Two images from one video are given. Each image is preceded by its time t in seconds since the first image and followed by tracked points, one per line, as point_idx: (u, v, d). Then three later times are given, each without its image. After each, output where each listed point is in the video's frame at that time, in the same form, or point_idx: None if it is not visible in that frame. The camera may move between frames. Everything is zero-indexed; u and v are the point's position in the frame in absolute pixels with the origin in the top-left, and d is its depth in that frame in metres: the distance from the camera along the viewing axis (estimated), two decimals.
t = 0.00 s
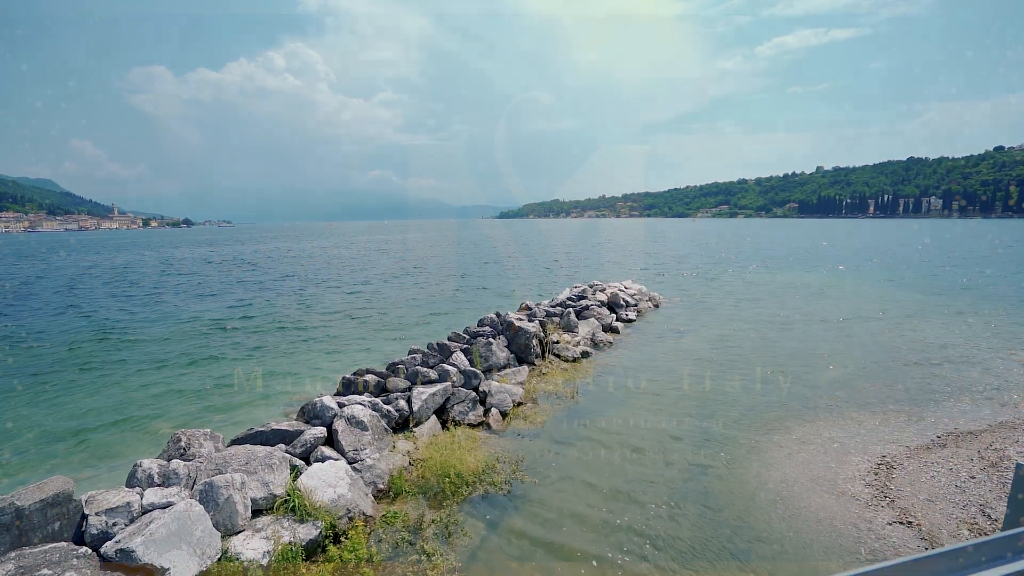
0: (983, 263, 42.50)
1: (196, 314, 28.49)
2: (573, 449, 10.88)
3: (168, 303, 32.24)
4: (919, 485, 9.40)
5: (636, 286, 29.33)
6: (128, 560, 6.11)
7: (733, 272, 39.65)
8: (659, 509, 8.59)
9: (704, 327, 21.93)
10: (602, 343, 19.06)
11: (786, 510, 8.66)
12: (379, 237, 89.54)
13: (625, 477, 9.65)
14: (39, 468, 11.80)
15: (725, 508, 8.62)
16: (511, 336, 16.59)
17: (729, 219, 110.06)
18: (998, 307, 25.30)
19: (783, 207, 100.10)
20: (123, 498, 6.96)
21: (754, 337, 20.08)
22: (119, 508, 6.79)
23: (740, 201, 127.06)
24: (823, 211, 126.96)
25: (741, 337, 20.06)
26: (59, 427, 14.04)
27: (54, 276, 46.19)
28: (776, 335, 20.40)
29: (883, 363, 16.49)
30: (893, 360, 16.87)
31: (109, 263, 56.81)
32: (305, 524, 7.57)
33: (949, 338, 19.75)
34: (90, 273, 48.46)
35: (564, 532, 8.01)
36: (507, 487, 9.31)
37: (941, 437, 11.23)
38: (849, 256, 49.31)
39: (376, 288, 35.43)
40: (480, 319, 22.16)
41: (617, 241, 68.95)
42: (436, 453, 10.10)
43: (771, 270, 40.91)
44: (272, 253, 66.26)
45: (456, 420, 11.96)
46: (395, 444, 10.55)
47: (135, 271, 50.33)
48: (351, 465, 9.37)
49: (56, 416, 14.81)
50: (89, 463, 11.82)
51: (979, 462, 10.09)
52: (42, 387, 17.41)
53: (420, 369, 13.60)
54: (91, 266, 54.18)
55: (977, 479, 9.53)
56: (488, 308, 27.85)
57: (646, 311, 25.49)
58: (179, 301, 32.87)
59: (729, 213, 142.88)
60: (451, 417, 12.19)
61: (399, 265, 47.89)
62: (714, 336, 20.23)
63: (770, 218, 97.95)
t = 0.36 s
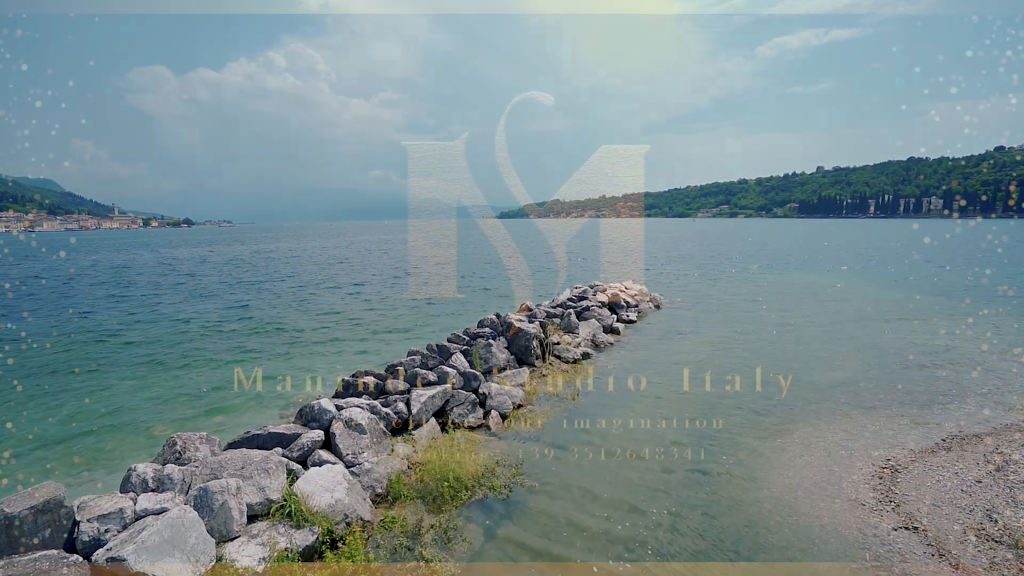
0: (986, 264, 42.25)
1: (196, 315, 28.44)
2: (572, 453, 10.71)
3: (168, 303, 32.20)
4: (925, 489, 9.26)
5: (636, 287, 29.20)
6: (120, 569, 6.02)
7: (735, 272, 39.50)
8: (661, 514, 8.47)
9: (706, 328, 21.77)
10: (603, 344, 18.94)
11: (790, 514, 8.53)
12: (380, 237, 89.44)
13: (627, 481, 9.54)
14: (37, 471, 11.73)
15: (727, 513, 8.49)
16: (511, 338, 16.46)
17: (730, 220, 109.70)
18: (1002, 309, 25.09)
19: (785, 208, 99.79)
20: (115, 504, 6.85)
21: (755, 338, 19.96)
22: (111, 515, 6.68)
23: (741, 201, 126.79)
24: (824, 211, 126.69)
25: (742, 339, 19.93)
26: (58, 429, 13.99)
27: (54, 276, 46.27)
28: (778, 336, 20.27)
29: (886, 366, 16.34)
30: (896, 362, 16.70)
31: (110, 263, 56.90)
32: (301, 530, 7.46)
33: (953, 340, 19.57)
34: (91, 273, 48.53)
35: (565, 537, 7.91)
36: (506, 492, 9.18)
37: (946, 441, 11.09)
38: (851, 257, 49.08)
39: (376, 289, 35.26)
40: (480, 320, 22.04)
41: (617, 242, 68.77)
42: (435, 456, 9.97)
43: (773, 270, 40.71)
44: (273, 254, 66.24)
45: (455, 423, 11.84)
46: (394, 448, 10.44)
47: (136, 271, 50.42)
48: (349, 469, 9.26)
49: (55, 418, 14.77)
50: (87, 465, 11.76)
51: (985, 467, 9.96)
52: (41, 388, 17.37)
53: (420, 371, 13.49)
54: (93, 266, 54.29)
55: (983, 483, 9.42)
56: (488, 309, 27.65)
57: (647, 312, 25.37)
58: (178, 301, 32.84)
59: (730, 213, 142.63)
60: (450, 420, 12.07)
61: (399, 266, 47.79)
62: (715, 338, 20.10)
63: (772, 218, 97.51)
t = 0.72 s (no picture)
0: (987, 265, 42.14)
1: (196, 314, 28.36)
2: (573, 455, 10.58)
3: (168, 303, 32.10)
4: (930, 494, 9.13)
5: (637, 287, 29.07)
6: None
7: (736, 273, 39.38)
8: (663, 520, 8.33)
9: (707, 329, 21.62)
10: (603, 345, 18.80)
11: (795, 519, 8.40)
12: (381, 236, 89.40)
13: (629, 485, 9.41)
14: (33, 474, 11.60)
15: (729, 519, 8.36)
16: (510, 340, 16.34)
17: (731, 219, 109.57)
18: (1005, 310, 24.96)
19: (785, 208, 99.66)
20: (107, 510, 6.72)
21: (757, 340, 19.83)
22: (102, 522, 6.55)
23: (742, 202, 126.77)
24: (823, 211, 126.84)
25: (743, 339, 19.81)
26: (55, 429, 13.92)
27: (54, 275, 46.20)
28: (780, 337, 20.13)
29: (889, 367, 16.21)
30: (900, 364, 16.56)
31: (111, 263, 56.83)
32: (297, 536, 7.34)
33: (956, 340, 19.42)
34: (91, 272, 48.43)
35: (565, 544, 7.77)
36: (506, 496, 9.05)
37: (951, 444, 10.95)
38: (852, 257, 49.00)
39: (376, 289, 35.16)
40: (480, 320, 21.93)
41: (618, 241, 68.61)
42: (433, 460, 9.84)
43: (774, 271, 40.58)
44: (274, 253, 66.19)
45: (454, 425, 11.71)
46: (392, 451, 10.31)
47: (137, 270, 50.37)
48: (346, 474, 9.12)
49: (53, 419, 14.68)
50: (84, 468, 11.68)
51: (992, 471, 9.83)
52: (39, 388, 17.31)
53: (418, 372, 13.37)
54: (94, 265, 54.23)
55: (990, 488, 9.30)
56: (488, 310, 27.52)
57: (647, 312, 25.25)
58: (178, 301, 32.78)
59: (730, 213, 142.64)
60: (449, 422, 11.95)
61: (399, 265, 47.65)
62: (717, 339, 19.97)
63: (772, 218, 97.46)
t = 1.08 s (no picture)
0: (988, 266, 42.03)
1: (195, 314, 28.30)
2: (573, 458, 10.46)
3: (168, 302, 32.03)
4: (935, 498, 9.05)
5: (637, 287, 28.99)
6: None
7: (736, 273, 39.29)
8: (665, 524, 8.21)
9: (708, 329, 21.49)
10: (604, 346, 18.70)
11: (799, 524, 8.29)
12: (380, 236, 89.28)
13: (630, 489, 9.28)
14: (29, 475, 11.53)
15: (733, 522, 8.27)
16: (510, 341, 16.24)
17: (731, 220, 109.47)
18: (1007, 310, 24.86)
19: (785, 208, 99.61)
20: (99, 516, 6.63)
21: (758, 340, 19.75)
22: (94, 528, 6.48)
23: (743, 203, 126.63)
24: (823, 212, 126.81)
25: (744, 340, 19.73)
26: (53, 429, 13.86)
27: (54, 275, 46.16)
28: (781, 338, 20.04)
29: (891, 368, 16.12)
30: (902, 365, 16.45)
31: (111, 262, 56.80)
32: (293, 542, 7.23)
33: (958, 341, 19.33)
34: (91, 272, 48.39)
35: (566, 550, 7.64)
36: (505, 500, 8.94)
37: (955, 447, 10.84)
38: (853, 257, 48.93)
39: (376, 289, 35.08)
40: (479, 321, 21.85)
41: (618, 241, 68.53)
42: (432, 463, 9.71)
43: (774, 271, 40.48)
44: (273, 253, 66.13)
45: (453, 427, 11.61)
46: (390, 454, 10.19)
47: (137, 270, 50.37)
48: (343, 477, 9.01)
49: (51, 418, 14.62)
50: (82, 468, 11.62)
51: (997, 475, 9.73)
52: (37, 387, 17.25)
53: (417, 374, 13.26)
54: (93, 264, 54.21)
55: (996, 493, 9.19)
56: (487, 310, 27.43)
57: (648, 313, 25.17)
58: (178, 300, 32.74)
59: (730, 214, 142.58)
60: (448, 424, 11.84)
61: (400, 265, 47.61)
62: (718, 339, 19.87)
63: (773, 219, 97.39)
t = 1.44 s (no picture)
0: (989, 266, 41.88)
1: (194, 314, 28.21)
2: (573, 462, 10.32)
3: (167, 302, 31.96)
4: (940, 502, 8.92)
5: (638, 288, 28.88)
6: None
7: (737, 274, 39.19)
8: (666, 530, 8.08)
9: (709, 330, 21.35)
10: (604, 347, 18.55)
11: (802, 529, 8.16)
12: (380, 236, 89.18)
13: (630, 493, 9.14)
14: (25, 476, 11.45)
15: (735, 529, 8.13)
16: (509, 342, 16.10)
17: (731, 220, 109.37)
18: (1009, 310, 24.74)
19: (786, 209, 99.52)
20: (89, 523, 6.54)
21: (759, 341, 19.65)
22: (84, 535, 6.40)
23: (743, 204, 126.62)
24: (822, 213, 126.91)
25: (745, 341, 19.62)
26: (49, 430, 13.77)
27: (53, 275, 46.12)
28: (782, 338, 19.92)
29: (894, 369, 15.99)
30: (905, 365, 16.32)
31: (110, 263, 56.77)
32: (287, 548, 7.10)
33: (960, 341, 19.20)
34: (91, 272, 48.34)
35: (565, 557, 7.50)
36: (504, 505, 8.80)
37: (960, 451, 10.71)
38: (854, 258, 48.81)
39: (375, 289, 34.97)
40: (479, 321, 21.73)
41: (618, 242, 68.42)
42: (429, 467, 9.57)
43: (775, 271, 40.36)
44: (273, 253, 66.10)
45: (452, 429, 11.47)
46: (387, 458, 10.06)
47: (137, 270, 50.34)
48: (340, 481, 8.88)
49: (47, 420, 14.52)
50: (77, 470, 11.53)
51: (1002, 478, 9.61)
52: (34, 388, 17.15)
53: (416, 375, 13.13)
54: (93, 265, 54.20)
55: (1002, 498, 9.06)
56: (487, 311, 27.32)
57: (648, 313, 25.05)
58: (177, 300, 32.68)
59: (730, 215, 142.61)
60: (447, 426, 11.70)
61: (399, 266, 47.49)
62: (719, 340, 19.76)
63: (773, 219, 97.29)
